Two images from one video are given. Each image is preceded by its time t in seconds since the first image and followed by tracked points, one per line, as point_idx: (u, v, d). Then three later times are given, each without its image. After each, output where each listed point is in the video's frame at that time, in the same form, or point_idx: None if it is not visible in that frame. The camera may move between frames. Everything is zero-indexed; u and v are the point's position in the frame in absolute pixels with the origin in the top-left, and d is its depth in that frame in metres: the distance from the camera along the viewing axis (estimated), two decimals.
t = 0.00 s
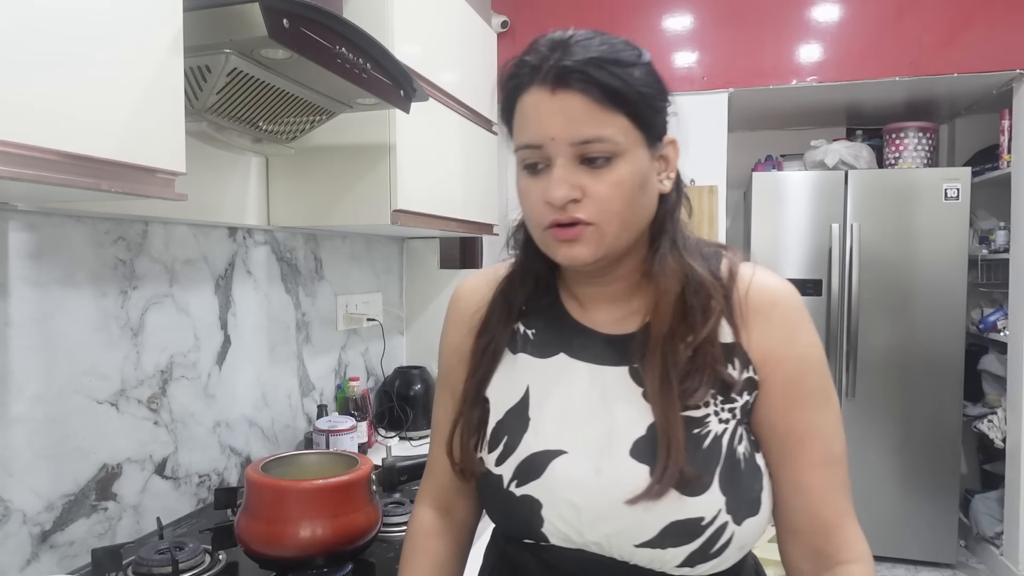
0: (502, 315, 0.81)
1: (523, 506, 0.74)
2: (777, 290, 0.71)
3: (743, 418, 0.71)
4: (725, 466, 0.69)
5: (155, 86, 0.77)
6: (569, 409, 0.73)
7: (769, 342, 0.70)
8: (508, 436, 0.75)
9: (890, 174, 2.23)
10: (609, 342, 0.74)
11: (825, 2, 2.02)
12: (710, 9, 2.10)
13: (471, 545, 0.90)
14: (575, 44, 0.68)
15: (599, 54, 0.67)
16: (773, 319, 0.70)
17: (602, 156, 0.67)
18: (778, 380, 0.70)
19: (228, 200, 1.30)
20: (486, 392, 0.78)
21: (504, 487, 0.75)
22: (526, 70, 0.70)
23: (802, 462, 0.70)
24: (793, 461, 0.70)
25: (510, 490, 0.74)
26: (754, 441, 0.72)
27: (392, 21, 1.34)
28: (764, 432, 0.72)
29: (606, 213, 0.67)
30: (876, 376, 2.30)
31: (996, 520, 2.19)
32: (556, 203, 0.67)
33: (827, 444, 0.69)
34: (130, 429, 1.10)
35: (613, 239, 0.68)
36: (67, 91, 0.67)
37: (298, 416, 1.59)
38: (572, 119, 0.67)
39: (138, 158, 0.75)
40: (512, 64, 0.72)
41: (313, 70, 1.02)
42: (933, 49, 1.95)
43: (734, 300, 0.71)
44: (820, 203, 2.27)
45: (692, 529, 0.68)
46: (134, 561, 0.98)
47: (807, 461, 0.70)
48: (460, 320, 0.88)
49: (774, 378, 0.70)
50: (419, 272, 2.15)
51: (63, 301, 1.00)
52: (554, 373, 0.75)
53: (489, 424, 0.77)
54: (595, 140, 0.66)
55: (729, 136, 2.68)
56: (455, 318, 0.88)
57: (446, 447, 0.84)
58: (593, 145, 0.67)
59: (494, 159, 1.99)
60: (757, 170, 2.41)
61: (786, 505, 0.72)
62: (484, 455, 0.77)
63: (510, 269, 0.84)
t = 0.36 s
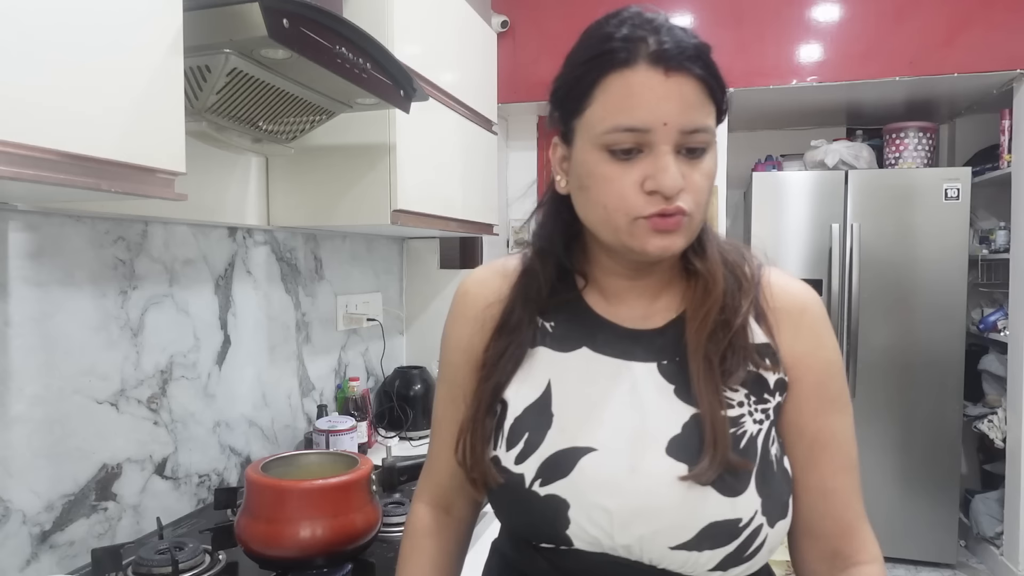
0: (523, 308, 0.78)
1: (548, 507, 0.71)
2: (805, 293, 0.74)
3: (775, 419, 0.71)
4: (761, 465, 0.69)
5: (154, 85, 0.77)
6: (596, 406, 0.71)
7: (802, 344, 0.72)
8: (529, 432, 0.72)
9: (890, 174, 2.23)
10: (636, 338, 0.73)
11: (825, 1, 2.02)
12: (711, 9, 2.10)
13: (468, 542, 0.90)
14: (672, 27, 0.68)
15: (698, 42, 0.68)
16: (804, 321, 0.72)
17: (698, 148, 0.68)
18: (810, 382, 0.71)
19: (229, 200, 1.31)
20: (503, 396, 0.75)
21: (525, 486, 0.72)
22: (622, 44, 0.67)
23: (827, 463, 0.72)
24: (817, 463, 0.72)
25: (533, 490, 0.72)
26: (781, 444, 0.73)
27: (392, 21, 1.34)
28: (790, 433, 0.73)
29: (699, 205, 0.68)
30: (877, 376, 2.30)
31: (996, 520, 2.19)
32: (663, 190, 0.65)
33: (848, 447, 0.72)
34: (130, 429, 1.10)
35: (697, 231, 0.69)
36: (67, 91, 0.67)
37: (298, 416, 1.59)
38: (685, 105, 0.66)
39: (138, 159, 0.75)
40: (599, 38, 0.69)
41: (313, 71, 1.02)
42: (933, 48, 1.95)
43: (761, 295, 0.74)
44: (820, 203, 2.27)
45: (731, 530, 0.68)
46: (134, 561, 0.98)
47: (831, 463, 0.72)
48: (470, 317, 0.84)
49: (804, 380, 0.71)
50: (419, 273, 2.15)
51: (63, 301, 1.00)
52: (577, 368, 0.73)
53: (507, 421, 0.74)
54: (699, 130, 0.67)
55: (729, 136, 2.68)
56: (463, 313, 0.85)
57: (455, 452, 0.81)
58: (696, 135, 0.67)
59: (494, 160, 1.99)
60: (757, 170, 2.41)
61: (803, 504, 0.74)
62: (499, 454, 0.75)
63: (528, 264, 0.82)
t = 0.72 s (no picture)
0: (538, 307, 0.78)
1: (562, 509, 0.71)
2: (820, 308, 0.75)
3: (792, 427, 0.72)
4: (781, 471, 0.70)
5: (154, 86, 0.77)
6: (610, 407, 0.71)
7: (819, 359, 0.73)
8: (543, 432, 0.72)
9: (890, 175, 2.23)
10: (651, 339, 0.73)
11: (825, 2, 2.03)
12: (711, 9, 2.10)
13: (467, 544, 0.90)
14: (709, 27, 0.69)
15: (733, 43, 0.69)
16: (822, 336, 0.73)
17: (730, 148, 0.69)
18: (827, 396, 0.73)
19: (229, 200, 1.31)
20: (513, 396, 0.75)
21: (540, 487, 0.71)
22: (661, 39, 0.67)
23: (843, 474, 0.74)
24: (832, 473, 0.74)
25: (548, 490, 0.71)
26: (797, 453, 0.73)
27: (392, 21, 1.34)
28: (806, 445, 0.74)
29: (728, 206, 0.68)
30: (877, 376, 2.30)
31: (996, 520, 2.19)
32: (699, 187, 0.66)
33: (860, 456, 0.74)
34: (130, 429, 1.10)
35: (724, 232, 0.70)
36: (67, 92, 0.67)
37: (298, 415, 1.59)
38: (723, 103, 0.67)
39: (137, 159, 0.75)
40: (636, 32, 0.69)
41: (313, 70, 1.02)
42: (933, 48, 1.95)
43: (778, 303, 0.76)
44: (820, 203, 2.27)
45: (751, 536, 0.68)
46: (134, 561, 0.98)
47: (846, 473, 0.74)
48: (478, 315, 0.84)
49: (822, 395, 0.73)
50: (419, 272, 2.15)
51: (63, 301, 1.00)
52: (593, 366, 0.73)
53: (519, 420, 0.74)
54: (734, 131, 0.68)
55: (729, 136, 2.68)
56: (471, 310, 0.84)
57: (464, 452, 0.81)
58: (731, 135, 0.68)
59: (493, 159, 1.99)
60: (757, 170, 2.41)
61: (815, 512, 0.76)
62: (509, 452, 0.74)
63: (544, 263, 0.82)
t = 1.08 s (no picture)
0: (551, 311, 0.79)
1: (567, 516, 0.71)
2: (838, 323, 0.74)
3: (806, 441, 0.71)
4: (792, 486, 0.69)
5: (155, 88, 0.77)
6: (618, 413, 0.71)
7: (835, 373, 0.72)
8: (550, 438, 0.72)
9: (891, 175, 2.23)
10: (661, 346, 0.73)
11: (825, 2, 2.03)
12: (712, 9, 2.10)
13: (476, 550, 0.90)
14: (730, 39, 0.69)
15: (754, 56, 0.69)
16: (840, 351, 0.72)
17: (744, 163, 0.68)
18: (845, 409, 0.71)
19: (229, 199, 1.31)
20: (524, 399, 0.75)
21: (547, 494, 0.72)
22: (680, 51, 0.67)
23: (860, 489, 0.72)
24: (850, 488, 0.72)
25: (553, 497, 0.71)
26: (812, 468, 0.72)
27: (392, 21, 1.34)
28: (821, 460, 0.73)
29: (738, 221, 0.68)
30: (877, 376, 2.30)
31: (996, 520, 2.19)
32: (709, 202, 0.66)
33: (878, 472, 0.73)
34: (130, 429, 1.10)
35: (733, 247, 0.70)
36: (68, 92, 0.67)
37: (298, 415, 1.59)
38: (739, 118, 0.67)
39: (137, 159, 0.75)
40: (655, 41, 0.69)
41: (313, 70, 1.02)
42: (933, 48, 1.95)
43: (793, 315, 0.75)
44: (820, 203, 2.27)
45: (757, 549, 0.68)
46: (134, 561, 0.98)
47: (864, 488, 0.73)
48: (492, 314, 0.84)
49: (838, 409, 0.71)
50: (419, 272, 2.15)
51: (63, 301, 1.00)
52: (603, 372, 0.74)
53: (529, 424, 0.74)
54: (749, 146, 0.68)
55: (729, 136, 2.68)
56: (486, 313, 0.85)
57: (474, 454, 0.81)
58: (745, 150, 0.68)
59: (493, 159, 1.99)
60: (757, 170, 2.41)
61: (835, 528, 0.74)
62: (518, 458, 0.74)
63: (559, 267, 0.83)
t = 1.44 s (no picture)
0: (546, 321, 0.81)
1: (553, 523, 0.73)
2: (843, 327, 0.71)
3: (801, 451, 0.69)
4: (780, 499, 0.68)
5: (155, 89, 0.78)
6: (608, 418, 0.73)
7: (836, 377, 0.69)
8: (540, 446, 0.74)
9: (890, 175, 2.23)
10: (653, 354, 0.74)
11: (825, 2, 2.03)
12: (711, 9, 2.10)
13: (487, 555, 0.90)
14: (710, 41, 0.69)
15: (736, 56, 0.69)
16: (841, 355, 0.69)
17: (729, 164, 0.68)
18: (847, 415, 0.69)
19: (229, 199, 1.31)
20: (519, 409, 0.77)
21: (534, 501, 0.73)
22: (657, 57, 0.68)
23: (868, 501, 0.68)
24: (859, 500, 0.68)
25: (540, 504, 0.73)
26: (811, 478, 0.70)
27: (392, 21, 1.34)
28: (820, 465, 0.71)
29: (727, 221, 0.68)
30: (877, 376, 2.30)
31: (996, 520, 2.19)
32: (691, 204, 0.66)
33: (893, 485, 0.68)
34: (130, 429, 1.10)
35: (724, 248, 0.69)
36: (68, 93, 0.67)
37: (298, 415, 1.59)
38: (719, 119, 0.67)
39: (137, 159, 0.75)
40: (632, 49, 0.70)
41: (313, 70, 1.02)
42: (933, 48, 1.95)
43: (793, 320, 0.73)
44: (820, 203, 2.27)
45: (741, 562, 0.68)
46: (134, 561, 0.98)
47: (875, 502, 0.68)
48: (497, 325, 0.87)
49: (839, 415, 0.69)
50: (419, 272, 2.15)
51: (63, 301, 1.00)
52: (594, 380, 0.75)
53: (522, 432, 0.76)
54: (732, 146, 0.67)
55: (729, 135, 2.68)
56: (492, 321, 0.88)
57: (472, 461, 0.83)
58: (729, 151, 0.68)
59: (493, 159, 1.99)
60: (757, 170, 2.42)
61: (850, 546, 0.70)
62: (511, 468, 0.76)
63: (556, 276, 0.84)
